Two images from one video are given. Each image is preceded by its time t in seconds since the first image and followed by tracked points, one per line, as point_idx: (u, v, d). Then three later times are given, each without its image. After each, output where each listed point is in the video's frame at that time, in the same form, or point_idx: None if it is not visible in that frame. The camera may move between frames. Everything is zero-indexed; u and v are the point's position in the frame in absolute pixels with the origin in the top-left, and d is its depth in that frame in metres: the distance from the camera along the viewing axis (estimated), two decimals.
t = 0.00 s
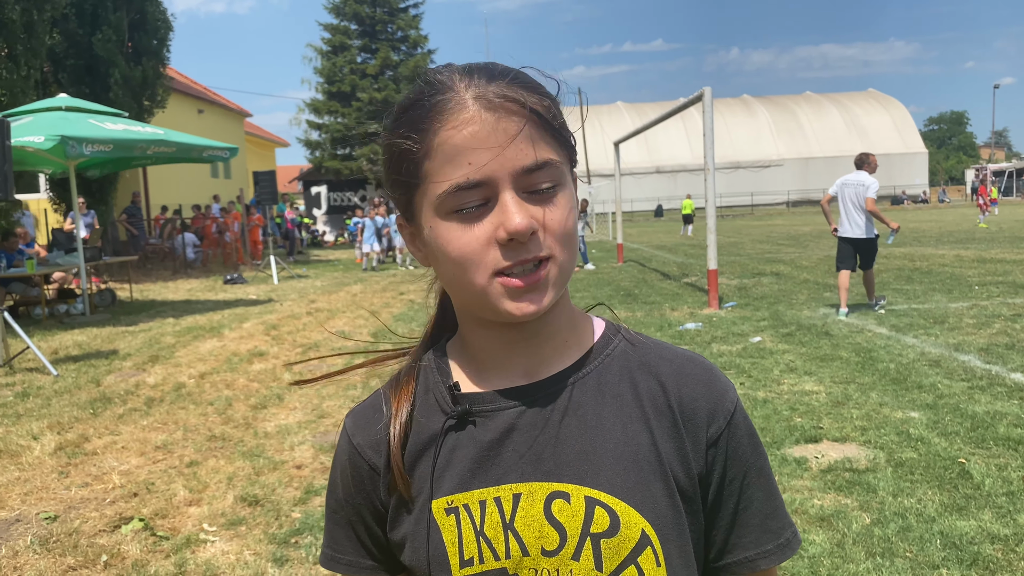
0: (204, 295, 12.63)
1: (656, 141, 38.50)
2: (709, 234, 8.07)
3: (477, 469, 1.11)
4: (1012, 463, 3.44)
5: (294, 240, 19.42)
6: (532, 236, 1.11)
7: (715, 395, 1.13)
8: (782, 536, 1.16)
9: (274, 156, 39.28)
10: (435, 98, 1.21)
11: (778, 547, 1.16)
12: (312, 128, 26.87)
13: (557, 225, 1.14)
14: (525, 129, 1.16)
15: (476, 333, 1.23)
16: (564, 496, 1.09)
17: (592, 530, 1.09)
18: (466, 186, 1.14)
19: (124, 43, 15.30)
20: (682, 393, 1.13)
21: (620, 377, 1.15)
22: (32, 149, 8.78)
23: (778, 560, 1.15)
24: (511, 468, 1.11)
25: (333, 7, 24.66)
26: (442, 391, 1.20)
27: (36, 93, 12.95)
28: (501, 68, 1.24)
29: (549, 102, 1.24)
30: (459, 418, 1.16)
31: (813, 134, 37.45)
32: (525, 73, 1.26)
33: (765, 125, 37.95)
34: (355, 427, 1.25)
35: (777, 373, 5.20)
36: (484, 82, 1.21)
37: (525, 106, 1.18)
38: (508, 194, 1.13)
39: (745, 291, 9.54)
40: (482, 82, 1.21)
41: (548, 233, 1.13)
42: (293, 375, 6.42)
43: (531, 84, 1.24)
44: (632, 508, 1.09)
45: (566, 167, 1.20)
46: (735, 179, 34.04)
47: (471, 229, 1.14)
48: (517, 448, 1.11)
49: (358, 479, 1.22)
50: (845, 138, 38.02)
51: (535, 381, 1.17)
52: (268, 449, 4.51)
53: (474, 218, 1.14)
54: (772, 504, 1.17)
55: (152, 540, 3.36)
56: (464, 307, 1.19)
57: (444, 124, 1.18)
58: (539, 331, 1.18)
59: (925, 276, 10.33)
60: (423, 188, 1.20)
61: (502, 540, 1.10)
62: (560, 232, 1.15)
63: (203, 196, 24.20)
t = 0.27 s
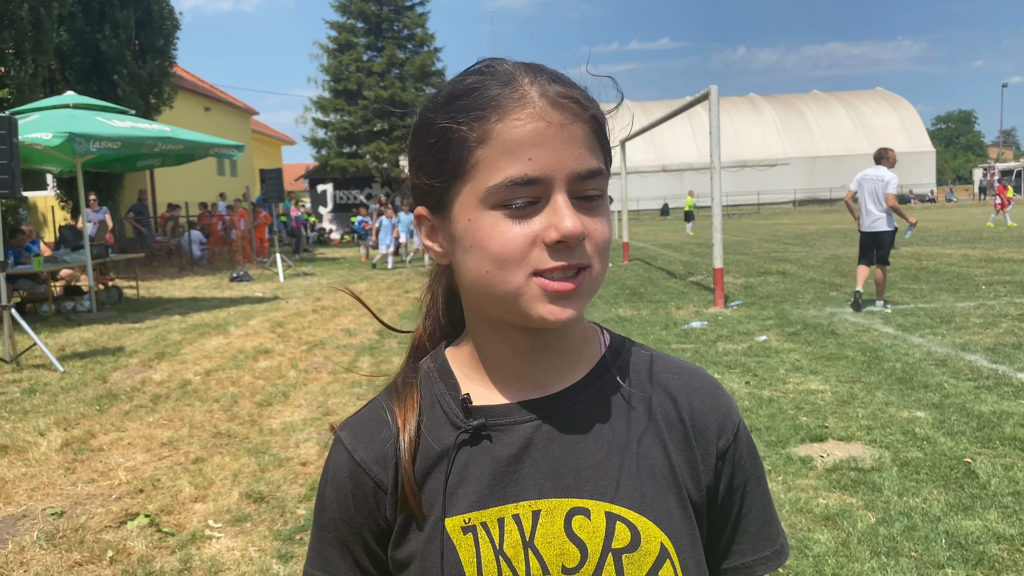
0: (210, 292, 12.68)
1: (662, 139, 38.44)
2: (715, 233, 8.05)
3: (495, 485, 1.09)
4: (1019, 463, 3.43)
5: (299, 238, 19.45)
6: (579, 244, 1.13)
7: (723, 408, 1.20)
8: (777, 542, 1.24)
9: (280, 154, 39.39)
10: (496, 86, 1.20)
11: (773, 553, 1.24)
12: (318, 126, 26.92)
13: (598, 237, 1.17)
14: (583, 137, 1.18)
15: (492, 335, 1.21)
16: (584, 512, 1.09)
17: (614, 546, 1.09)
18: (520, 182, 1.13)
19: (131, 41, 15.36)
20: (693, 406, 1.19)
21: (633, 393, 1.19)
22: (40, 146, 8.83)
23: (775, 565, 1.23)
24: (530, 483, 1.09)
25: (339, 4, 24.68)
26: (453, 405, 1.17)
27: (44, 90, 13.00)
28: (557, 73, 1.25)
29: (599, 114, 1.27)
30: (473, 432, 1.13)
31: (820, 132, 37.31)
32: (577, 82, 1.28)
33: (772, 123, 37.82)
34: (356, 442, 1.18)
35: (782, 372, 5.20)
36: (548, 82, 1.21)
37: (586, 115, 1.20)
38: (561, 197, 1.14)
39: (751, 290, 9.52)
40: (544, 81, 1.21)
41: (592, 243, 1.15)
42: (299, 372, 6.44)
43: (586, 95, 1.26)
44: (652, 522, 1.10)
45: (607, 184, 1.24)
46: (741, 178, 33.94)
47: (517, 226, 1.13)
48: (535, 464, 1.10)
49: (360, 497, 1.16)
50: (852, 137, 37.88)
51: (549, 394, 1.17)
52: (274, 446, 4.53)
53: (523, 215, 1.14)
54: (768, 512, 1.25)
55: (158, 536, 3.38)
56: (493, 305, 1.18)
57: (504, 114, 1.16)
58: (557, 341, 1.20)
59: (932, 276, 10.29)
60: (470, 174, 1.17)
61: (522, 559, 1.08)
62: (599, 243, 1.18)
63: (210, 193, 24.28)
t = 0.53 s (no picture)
0: (217, 290, 12.73)
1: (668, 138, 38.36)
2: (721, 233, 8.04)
3: (499, 482, 1.08)
4: None
5: (305, 236, 19.49)
6: (588, 253, 1.12)
7: (725, 401, 1.26)
8: (751, 540, 1.31)
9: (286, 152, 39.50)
10: (509, 83, 1.17)
11: (747, 548, 1.32)
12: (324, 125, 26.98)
13: (605, 245, 1.15)
14: (596, 140, 1.16)
15: (497, 337, 1.21)
16: (590, 509, 1.09)
17: (621, 544, 1.10)
18: (529, 187, 1.11)
19: (138, 39, 15.42)
20: (692, 402, 1.23)
21: (640, 388, 1.21)
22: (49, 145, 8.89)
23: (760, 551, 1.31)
24: (535, 481, 1.09)
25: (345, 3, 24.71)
26: (452, 402, 1.16)
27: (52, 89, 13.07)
28: (572, 68, 1.23)
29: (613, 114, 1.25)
30: (474, 429, 1.12)
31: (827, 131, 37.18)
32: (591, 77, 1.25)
33: (778, 122, 37.71)
34: (349, 440, 1.15)
35: (788, 371, 5.19)
36: (563, 80, 1.18)
37: (598, 116, 1.18)
38: (571, 203, 1.12)
39: (757, 289, 9.50)
40: (559, 78, 1.18)
41: (600, 251, 1.14)
42: (304, 370, 6.47)
43: (601, 92, 1.24)
44: (659, 519, 1.11)
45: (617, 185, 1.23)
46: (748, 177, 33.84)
47: (525, 231, 1.12)
48: (539, 461, 1.10)
49: (353, 497, 1.13)
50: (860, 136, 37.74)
51: (552, 390, 1.17)
52: (280, 444, 4.55)
53: (532, 220, 1.12)
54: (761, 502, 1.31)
55: (164, 533, 3.40)
56: (497, 308, 1.17)
57: (516, 113, 1.14)
58: (558, 342, 1.20)
59: (938, 275, 10.25)
60: (478, 175, 1.15)
61: (527, 558, 1.08)
62: (608, 250, 1.17)
63: (217, 192, 24.36)
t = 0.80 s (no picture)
0: (222, 289, 12.76)
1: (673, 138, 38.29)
2: (726, 232, 8.01)
3: (491, 468, 1.08)
4: None
5: (311, 235, 19.51)
6: (578, 224, 1.12)
7: (726, 381, 1.26)
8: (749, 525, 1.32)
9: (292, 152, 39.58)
10: (492, 53, 1.17)
11: (747, 533, 1.32)
12: (330, 124, 27.03)
13: (596, 214, 1.15)
14: (584, 109, 1.16)
15: (488, 314, 1.21)
16: (585, 495, 1.08)
17: (617, 531, 1.08)
18: (516, 156, 1.11)
19: (145, 39, 15.46)
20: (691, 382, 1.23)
21: (638, 370, 1.21)
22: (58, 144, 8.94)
23: (758, 535, 1.32)
24: (528, 467, 1.08)
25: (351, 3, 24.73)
26: (443, 386, 1.16)
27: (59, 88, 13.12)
28: (558, 35, 1.23)
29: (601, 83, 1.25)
30: (466, 414, 1.12)
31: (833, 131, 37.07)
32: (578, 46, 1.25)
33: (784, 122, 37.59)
34: (337, 424, 1.15)
35: (794, 371, 5.18)
36: (548, 46, 1.18)
37: (585, 82, 1.18)
38: (560, 172, 1.12)
39: (763, 289, 9.49)
40: (544, 47, 1.18)
41: (591, 222, 1.14)
42: (310, 369, 6.48)
43: (588, 61, 1.24)
44: (656, 504, 1.10)
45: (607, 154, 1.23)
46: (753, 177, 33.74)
47: (514, 202, 1.12)
48: (532, 447, 1.09)
49: (341, 484, 1.13)
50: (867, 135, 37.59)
51: (545, 373, 1.17)
52: (285, 443, 4.56)
53: (521, 192, 1.12)
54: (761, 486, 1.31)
55: (169, 531, 3.42)
56: (488, 283, 1.17)
57: (501, 83, 1.14)
58: (553, 319, 1.20)
59: (945, 275, 10.22)
60: (465, 146, 1.15)
61: (520, 546, 1.07)
62: (599, 222, 1.16)
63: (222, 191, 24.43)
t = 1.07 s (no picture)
0: (228, 290, 12.81)
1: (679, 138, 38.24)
2: (731, 233, 8.00)
3: (479, 468, 1.09)
4: None
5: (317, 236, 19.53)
6: (555, 218, 1.12)
7: (721, 381, 1.20)
8: (771, 524, 1.24)
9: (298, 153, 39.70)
10: (463, 52, 1.19)
11: (768, 535, 1.24)
12: (336, 125, 27.09)
13: (576, 206, 1.15)
14: (557, 99, 1.16)
15: (474, 315, 1.22)
16: (575, 495, 1.08)
17: (606, 530, 1.08)
18: (489, 153, 1.12)
19: (151, 40, 15.53)
20: (689, 377, 1.19)
21: (629, 368, 1.18)
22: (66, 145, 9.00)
23: (768, 548, 1.23)
24: (517, 467, 1.09)
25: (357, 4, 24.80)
26: (435, 385, 1.17)
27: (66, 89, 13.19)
28: (530, 30, 1.23)
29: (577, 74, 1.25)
30: (457, 414, 1.13)
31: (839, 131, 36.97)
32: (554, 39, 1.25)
33: (790, 122, 37.50)
34: (336, 425, 1.19)
35: (799, 373, 5.17)
36: (518, 42, 1.19)
37: (559, 74, 1.18)
38: (535, 166, 1.12)
39: (769, 290, 9.48)
40: (515, 42, 1.19)
41: (570, 215, 1.14)
42: (316, 370, 6.51)
43: (562, 53, 1.24)
44: (647, 504, 1.09)
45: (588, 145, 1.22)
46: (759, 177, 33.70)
47: (491, 199, 1.13)
48: (522, 447, 1.09)
49: (339, 482, 1.17)
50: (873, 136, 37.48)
51: (535, 372, 1.16)
52: (291, 443, 4.58)
53: (496, 188, 1.13)
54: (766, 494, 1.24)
55: (176, 531, 3.44)
56: (472, 283, 1.18)
57: (473, 81, 1.15)
58: (540, 316, 1.19)
59: (951, 276, 10.19)
60: (441, 148, 1.17)
61: (509, 545, 1.08)
62: (579, 215, 1.16)
63: (228, 192, 24.50)
